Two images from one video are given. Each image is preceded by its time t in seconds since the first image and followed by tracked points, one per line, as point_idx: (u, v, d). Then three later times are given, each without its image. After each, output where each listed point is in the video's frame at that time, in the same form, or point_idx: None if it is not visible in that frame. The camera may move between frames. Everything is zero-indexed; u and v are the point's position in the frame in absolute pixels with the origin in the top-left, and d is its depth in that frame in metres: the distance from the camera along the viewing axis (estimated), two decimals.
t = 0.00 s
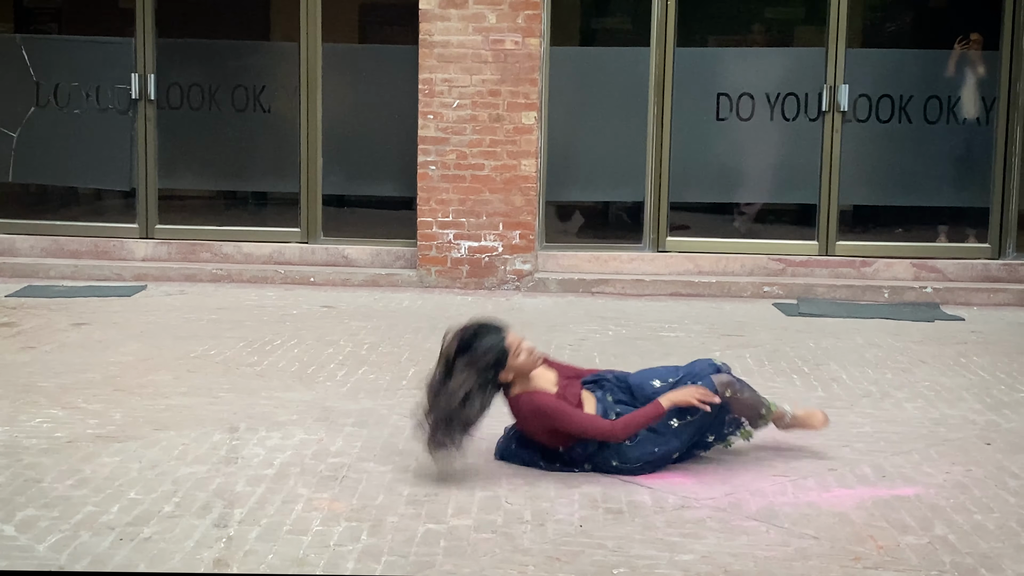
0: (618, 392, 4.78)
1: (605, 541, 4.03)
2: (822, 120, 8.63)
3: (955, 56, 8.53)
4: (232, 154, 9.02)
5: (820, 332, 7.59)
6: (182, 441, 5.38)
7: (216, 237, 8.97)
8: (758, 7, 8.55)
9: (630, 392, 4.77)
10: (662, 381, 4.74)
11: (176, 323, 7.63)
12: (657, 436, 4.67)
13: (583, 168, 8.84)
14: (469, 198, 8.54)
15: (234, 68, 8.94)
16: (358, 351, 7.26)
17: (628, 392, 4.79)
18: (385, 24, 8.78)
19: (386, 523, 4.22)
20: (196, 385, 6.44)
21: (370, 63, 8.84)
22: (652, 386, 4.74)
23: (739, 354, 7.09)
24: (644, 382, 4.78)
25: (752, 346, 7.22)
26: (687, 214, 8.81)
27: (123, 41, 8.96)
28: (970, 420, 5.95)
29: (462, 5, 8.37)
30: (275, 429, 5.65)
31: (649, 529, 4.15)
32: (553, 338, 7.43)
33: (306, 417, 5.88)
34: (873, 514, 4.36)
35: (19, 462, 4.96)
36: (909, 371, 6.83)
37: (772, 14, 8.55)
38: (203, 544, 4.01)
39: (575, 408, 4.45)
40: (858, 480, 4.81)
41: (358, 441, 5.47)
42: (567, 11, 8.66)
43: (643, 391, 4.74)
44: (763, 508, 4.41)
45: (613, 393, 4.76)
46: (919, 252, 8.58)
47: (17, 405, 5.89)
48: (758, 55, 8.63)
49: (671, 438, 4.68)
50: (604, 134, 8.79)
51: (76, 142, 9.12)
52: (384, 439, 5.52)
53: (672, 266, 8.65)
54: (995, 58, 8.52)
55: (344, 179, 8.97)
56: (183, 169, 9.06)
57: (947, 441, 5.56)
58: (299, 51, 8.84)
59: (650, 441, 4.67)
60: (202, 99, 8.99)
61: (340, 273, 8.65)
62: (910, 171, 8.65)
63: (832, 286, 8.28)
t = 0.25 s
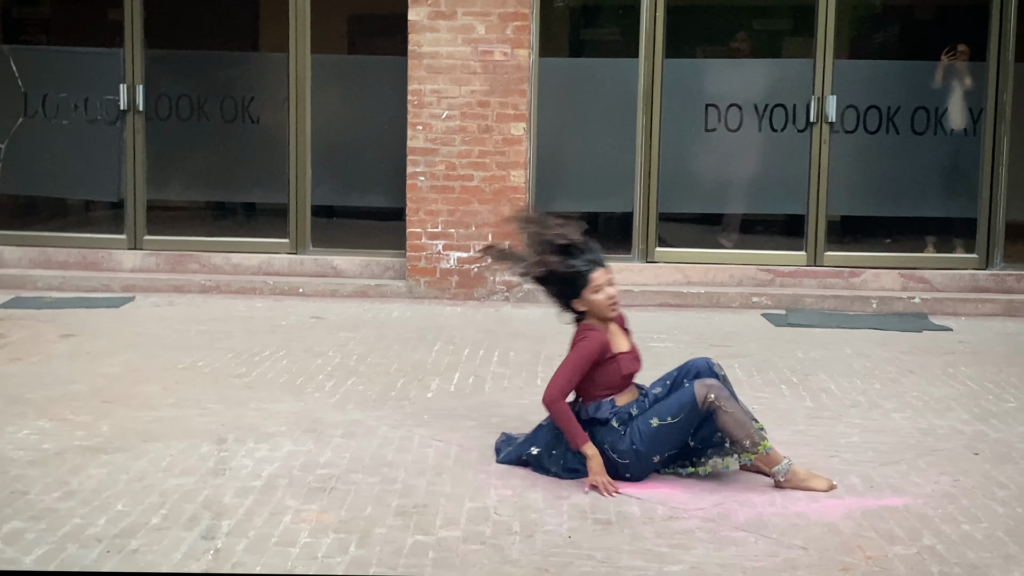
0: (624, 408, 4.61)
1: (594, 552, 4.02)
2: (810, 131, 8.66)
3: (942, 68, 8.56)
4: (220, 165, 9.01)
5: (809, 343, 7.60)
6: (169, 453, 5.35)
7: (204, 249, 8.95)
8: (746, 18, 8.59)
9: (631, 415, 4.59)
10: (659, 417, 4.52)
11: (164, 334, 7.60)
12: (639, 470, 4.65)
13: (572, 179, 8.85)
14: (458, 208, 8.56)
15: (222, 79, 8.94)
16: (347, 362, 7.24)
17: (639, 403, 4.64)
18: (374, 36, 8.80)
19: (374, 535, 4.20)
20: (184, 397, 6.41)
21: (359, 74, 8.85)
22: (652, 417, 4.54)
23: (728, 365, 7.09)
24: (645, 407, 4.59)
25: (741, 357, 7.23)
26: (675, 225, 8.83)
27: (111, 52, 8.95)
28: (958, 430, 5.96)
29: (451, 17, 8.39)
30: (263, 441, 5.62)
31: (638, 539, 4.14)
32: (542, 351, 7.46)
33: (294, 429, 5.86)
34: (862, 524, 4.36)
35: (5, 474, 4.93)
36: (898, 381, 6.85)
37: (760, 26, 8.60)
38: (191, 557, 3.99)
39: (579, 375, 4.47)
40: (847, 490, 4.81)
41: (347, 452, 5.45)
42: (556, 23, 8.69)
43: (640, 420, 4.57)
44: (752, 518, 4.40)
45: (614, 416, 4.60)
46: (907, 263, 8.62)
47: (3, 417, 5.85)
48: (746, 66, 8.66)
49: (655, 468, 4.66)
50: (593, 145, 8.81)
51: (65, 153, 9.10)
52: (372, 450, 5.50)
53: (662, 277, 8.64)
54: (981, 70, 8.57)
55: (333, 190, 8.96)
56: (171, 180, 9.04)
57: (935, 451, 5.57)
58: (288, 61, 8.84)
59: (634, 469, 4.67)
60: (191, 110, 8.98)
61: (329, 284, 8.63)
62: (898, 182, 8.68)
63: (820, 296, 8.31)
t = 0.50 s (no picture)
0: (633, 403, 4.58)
1: (570, 573, 4.02)
2: (786, 149, 8.73)
3: (916, 86, 8.64)
4: (198, 183, 9.00)
5: (786, 359, 7.64)
6: (144, 474, 5.32)
7: (182, 266, 8.92)
8: (723, 37, 8.67)
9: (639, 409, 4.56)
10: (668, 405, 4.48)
11: (140, 353, 7.57)
12: (645, 462, 4.58)
13: (550, 196, 8.87)
14: (436, 227, 8.56)
15: (200, 97, 8.93)
16: (325, 381, 7.22)
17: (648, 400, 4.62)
18: (353, 54, 8.82)
19: (350, 556, 4.19)
20: (159, 417, 6.37)
21: (337, 92, 8.85)
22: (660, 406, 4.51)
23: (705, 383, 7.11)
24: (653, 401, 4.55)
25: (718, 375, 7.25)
26: (653, 243, 8.91)
27: (89, 70, 8.94)
28: (933, 447, 5.99)
29: (429, 35, 8.42)
30: (239, 461, 5.59)
31: (613, 559, 4.14)
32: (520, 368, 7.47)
33: (270, 449, 5.83)
34: (838, 543, 4.37)
35: None
36: (874, 399, 6.87)
37: (737, 45, 8.68)
38: None
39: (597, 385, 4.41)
40: (823, 508, 4.82)
41: (324, 472, 5.43)
42: (534, 41, 8.73)
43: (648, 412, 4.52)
44: (729, 536, 4.41)
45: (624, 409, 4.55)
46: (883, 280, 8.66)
47: None
48: (723, 84, 8.72)
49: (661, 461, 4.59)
50: (571, 163, 8.85)
51: (42, 171, 9.07)
52: (348, 470, 5.48)
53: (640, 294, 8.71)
54: (956, 88, 8.64)
55: (311, 208, 8.95)
56: (149, 198, 9.02)
57: (910, 469, 5.59)
58: (266, 80, 8.85)
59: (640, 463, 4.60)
60: (168, 128, 8.97)
61: (307, 302, 8.63)
62: (873, 199, 8.75)
63: (797, 312, 8.34)
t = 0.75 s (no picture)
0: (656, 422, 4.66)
1: None
2: (762, 164, 8.78)
3: (891, 101, 8.71)
4: (175, 198, 8.98)
5: (763, 373, 7.66)
6: (119, 492, 5.28)
7: (160, 281, 8.92)
8: (701, 52, 8.74)
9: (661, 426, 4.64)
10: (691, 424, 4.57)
11: (117, 369, 7.54)
12: (658, 482, 4.64)
13: (529, 211, 8.90)
14: (416, 240, 8.57)
15: (178, 112, 8.93)
16: (302, 396, 7.18)
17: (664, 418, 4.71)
18: (332, 68, 8.82)
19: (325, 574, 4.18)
20: (135, 433, 6.33)
21: (316, 107, 8.86)
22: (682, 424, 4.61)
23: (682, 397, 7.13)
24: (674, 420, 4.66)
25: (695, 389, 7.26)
26: (631, 256, 8.94)
27: (66, 85, 8.92)
28: (909, 461, 5.99)
29: (408, 50, 8.44)
30: (215, 478, 5.55)
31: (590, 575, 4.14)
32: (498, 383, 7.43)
33: (246, 465, 5.79)
34: (813, 557, 4.38)
35: None
36: (850, 412, 6.89)
37: (715, 61, 8.75)
38: None
39: (641, 409, 4.29)
40: (798, 522, 4.83)
41: (300, 488, 5.39)
42: (513, 56, 8.77)
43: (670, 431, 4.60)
44: (705, 551, 4.41)
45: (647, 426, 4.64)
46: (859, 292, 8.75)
47: None
48: (700, 99, 8.77)
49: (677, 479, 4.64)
50: (549, 178, 8.87)
51: (19, 186, 9.05)
52: (325, 486, 5.44)
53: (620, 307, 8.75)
54: (930, 103, 8.71)
55: (289, 223, 8.94)
56: (126, 213, 9.00)
57: (886, 482, 5.59)
58: (244, 94, 8.85)
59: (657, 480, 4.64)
60: (145, 143, 8.95)
61: (286, 317, 8.65)
62: (849, 213, 8.79)
63: (775, 326, 8.41)
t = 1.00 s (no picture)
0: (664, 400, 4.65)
1: None
2: (735, 180, 8.83)
3: (862, 118, 8.76)
4: (148, 215, 8.96)
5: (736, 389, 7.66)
6: (88, 513, 5.20)
7: (132, 298, 8.90)
8: (674, 68, 8.78)
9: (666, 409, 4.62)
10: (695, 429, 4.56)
11: (87, 388, 7.47)
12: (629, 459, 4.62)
13: (503, 227, 8.90)
14: (390, 256, 8.55)
15: (150, 128, 8.91)
16: (274, 415, 7.07)
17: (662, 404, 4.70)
18: (306, 84, 8.81)
19: None
20: (105, 453, 6.23)
21: (290, 123, 8.83)
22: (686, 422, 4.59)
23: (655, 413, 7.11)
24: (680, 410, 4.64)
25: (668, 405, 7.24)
26: (605, 270, 8.95)
27: (38, 101, 8.91)
28: (880, 476, 5.94)
29: (382, 66, 8.43)
30: (185, 498, 5.46)
31: None
32: (472, 400, 7.36)
33: (217, 485, 5.68)
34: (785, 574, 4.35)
35: None
36: (823, 427, 6.85)
37: (688, 77, 8.78)
38: None
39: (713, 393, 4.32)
40: (771, 539, 4.80)
41: (272, 508, 5.28)
42: (488, 71, 8.78)
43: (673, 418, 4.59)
44: (677, 569, 4.38)
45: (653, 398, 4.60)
46: (833, 308, 8.81)
47: None
48: (674, 115, 8.80)
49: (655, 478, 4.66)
50: (524, 193, 8.88)
51: None
52: (298, 506, 5.33)
53: (595, 323, 8.77)
54: (901, 119, 8.78)
55: (263, 239, 8.93)
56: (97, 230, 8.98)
57: (858, 498, 5.54)
58: (217, 110, 8.83)
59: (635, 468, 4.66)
60: (118, 159, 8.94)
61: (258, 334, 8.63)
62: (821, 229, 8.85)
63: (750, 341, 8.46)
